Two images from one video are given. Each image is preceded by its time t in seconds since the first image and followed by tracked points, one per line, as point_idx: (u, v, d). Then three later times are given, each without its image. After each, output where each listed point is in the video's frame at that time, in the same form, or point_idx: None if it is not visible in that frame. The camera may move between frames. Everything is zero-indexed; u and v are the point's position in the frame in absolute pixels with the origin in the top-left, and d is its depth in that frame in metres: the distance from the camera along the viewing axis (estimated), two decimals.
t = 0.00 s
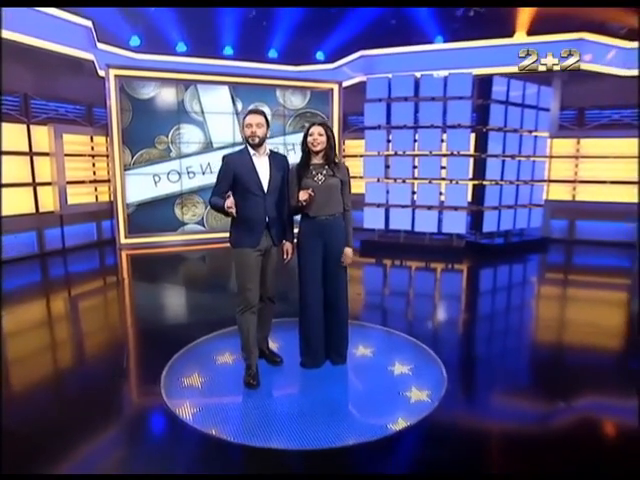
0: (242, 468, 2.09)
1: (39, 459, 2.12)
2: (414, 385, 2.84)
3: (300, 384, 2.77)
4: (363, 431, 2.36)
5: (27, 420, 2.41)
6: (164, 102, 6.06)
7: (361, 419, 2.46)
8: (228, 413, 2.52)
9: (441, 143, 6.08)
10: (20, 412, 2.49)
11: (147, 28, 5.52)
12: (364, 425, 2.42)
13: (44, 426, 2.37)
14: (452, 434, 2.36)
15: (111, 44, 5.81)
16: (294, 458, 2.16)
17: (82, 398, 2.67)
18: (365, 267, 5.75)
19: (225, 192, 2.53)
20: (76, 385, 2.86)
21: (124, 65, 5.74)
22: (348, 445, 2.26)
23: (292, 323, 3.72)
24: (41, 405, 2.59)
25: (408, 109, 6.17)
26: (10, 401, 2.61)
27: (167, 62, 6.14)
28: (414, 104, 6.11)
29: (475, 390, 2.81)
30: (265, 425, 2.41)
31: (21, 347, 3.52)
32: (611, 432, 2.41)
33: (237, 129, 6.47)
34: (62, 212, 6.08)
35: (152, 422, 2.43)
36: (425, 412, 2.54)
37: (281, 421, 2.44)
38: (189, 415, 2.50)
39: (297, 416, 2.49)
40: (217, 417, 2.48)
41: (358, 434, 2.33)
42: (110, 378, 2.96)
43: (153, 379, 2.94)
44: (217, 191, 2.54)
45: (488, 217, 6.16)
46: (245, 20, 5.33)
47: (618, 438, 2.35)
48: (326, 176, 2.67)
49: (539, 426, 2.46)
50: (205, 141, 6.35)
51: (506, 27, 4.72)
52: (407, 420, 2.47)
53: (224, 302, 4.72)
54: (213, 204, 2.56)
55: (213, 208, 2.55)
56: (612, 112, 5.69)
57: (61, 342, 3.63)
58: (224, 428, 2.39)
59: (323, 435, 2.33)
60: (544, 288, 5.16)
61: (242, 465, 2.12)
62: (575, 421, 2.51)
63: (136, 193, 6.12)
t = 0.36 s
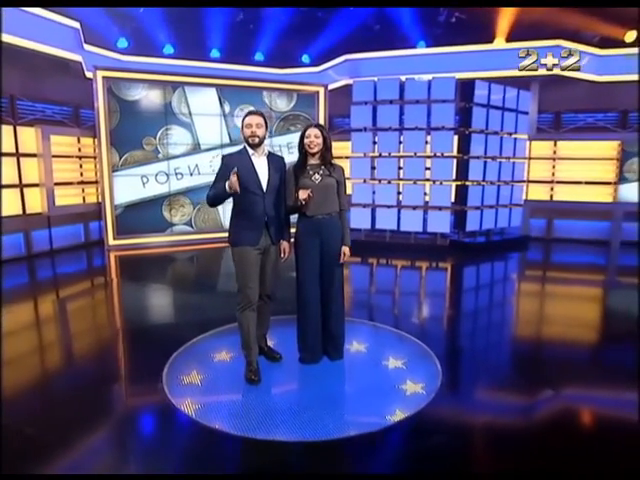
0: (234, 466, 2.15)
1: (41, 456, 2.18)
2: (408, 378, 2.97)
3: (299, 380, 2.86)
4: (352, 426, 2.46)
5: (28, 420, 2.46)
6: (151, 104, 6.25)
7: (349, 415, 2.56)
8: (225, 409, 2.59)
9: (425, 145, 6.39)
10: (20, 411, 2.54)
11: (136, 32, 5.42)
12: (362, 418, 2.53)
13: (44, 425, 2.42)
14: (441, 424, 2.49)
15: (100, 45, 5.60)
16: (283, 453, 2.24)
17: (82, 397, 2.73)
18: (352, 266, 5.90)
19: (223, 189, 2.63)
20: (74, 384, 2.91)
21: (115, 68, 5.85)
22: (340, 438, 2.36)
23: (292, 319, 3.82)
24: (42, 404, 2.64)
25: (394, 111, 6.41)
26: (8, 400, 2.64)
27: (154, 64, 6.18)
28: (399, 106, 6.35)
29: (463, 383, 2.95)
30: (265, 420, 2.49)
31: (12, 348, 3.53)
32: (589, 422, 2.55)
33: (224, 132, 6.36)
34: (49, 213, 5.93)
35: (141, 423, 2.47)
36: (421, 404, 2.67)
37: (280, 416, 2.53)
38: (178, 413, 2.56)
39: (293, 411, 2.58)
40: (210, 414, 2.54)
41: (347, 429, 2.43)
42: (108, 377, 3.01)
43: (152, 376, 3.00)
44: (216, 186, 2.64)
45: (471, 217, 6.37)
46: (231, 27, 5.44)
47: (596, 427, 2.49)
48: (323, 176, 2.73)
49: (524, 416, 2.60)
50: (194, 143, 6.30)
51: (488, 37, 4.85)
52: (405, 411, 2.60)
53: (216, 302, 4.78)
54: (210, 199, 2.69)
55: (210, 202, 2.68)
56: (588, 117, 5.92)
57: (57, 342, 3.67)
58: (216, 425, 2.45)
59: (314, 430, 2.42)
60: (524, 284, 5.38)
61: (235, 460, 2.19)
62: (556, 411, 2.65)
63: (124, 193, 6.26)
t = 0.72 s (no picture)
0: (231, 465, 2.16)
1: (40, 460, 2.17)
2: (405, 374, 3.02)
3: (300, 377, 2.90)
4: (348, 421, 2.49)
5: (27, 423, 2.44)
6: (139, 104, 6.12)
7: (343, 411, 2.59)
8: (225, 407, 2.61)
9: (413, 147, 6.39)
10: (17, 415, 2.51)
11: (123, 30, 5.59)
12: (364, 413, 2.58)
13: (44, 429, 2.41)
14: (438, 418, 2.54)
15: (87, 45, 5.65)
16: (279, 450, 2.26)
17: (80, 400, 2.71)
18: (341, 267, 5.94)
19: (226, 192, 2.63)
20: (70, 386, 2.88)
21: (99, 67, 5.67)
22: (338, 434, 2.39)
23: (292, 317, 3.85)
24: (39, 407, 2.62)
25: (381, 113, 6.43)
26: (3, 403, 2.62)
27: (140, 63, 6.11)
28: (387, 108, 6.38)
29: (457, 379, 3.01)
30: (263, 418, 2.51)
31: None
32: (578, 414, 2.63)
33: (212, 133, 6.48)
34: (35, 215, 5.89)
35: (132, 425, 2.46)
36: (419, 399, 2.72)
37: (283, 413, 2.56)
38: (167, 415, 2.55)
39: (294, 408, 2.61)
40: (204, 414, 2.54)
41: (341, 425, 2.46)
42: (104, 379, 2.99)
43: (149, 378, 2.99)
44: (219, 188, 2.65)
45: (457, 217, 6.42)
46: (220, 27, 5.45)
47: (584, 419, 2.58)
48: (322, 176, 2.75)
49: (517, 409, 2.67)
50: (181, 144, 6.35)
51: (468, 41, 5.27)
52: (404, 406, 2.65)
53: (207, 303, 4.77)
54: (213, 202, 2.67)
55: (213, 206, 2.66)
56: (568, 119, 6.36)
57: (49, 345, 3.60)
58: (209, 425, 2.45)
59: (312, 426, 2.45)
60: (509, 283, 5.50)
61: (231, 459, 2.20)
62: (546, 404, 2.73)
63: (111, 195, 6.10)
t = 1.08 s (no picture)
0: (223, 466, 2.16)
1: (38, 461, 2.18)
2: (402, 371, 3.09)
3: (301, 374, 2.94)
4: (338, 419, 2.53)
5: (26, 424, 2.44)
6: (127, 105, 6.06)
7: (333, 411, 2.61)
8: (221, 408, 2.62)
9: (401, 148, 6.36)
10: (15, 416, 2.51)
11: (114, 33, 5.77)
12: (365, 409, 2.64)
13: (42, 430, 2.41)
14: (433, 412, 2.60)
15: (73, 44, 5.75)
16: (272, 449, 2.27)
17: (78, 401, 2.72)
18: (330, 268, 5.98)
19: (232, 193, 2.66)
20: (67, 388, 2.88)
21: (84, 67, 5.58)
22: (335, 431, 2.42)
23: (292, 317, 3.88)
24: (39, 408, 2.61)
25: (370, 116, 6.41)
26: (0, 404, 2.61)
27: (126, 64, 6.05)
28: (375, 111, 6.36)
29: (451, 374, 3.08)
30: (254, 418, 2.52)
31: None
32: (567, 408, 2.70)
33: (200, 134, 6.44)
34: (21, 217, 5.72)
35: (120, 430, 2.42)
36: (417, 394, 2.79)
37: (284, 411, 2.59)
38: (156, 418, 2.52)
39: (287, 406, 2.64)
40: (193, 416, 2.53)
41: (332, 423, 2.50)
42: (102, 381, 2.99)
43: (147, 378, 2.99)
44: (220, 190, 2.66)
45: (445, 218, 6.53)
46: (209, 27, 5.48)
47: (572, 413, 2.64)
48: (322, 178, 2.80)
49: (507, 404, 2.72)
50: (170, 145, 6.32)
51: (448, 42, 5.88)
52: (404, 401, 2.72)
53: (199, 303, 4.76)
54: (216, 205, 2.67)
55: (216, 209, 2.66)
56: (550, 122, 6.72)
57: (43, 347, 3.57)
58: (196, 428, 2.43)
59: (304, 423, 2.49)
60: (494, 282, 5.61)
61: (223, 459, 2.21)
62: (536, 399, 2.80)
63: (98, 196, 6.04)
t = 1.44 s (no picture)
0: (211, 464, 2.19)
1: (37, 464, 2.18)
2: (399, 367, 3.16)
3: (301, 372, 2.98)
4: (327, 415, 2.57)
5: (26, 426, 2.45)
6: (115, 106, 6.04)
7: (320, 407, 2.65)
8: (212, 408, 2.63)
9: (389, 150, 6.65)
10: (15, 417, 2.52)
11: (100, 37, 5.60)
12: (365, 404, 2.70)
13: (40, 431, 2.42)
14: (428, 408, 2.66)
15: (59, 46, 5.49)
16: (263, 450, 2.28)
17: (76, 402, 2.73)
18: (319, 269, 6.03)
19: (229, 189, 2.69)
20: (65, 390, 2.88)
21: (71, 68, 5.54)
22: (330, 428, 2.46)
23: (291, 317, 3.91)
24: (38, 410, 2.62)
25: (359, 118, 6.65)
26: None
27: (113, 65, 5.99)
28: (364, 113, 6.59)
29: (445, 371, 3.15)
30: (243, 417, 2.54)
31: None
32: (554, 405, 2.78)
33: (189, 136, 6.43)
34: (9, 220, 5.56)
35: (108, 435, 2.42)
36: (415, 389, 2.87)
37: (286, 408, 2.63)
38: (145, 422, 2.52)
39: (278, 404, 2.67)
40: (183, 418, 2.54)
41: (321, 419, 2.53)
42: (100, 382, 2.99)
43: (145, 380, 3.00)
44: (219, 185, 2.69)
45: (432, 218, 6.71)
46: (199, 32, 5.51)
47: (558, 410, 2.72)
48: (321, 179, 2.84)
49: (494, 402, 2.78)
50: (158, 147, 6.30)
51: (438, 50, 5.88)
52: (404, 397, 2.79)
53: (192, 304, 4.77)
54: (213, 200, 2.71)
55: (212, 204, 2.71)
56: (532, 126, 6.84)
57: (39, 349, 3.56)
58: (186, 431, 2.44)
59: (290, 420, 2.52)
60: (480, 282, 5.74)
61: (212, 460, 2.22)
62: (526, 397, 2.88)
63: (86, 199, 6.00)
